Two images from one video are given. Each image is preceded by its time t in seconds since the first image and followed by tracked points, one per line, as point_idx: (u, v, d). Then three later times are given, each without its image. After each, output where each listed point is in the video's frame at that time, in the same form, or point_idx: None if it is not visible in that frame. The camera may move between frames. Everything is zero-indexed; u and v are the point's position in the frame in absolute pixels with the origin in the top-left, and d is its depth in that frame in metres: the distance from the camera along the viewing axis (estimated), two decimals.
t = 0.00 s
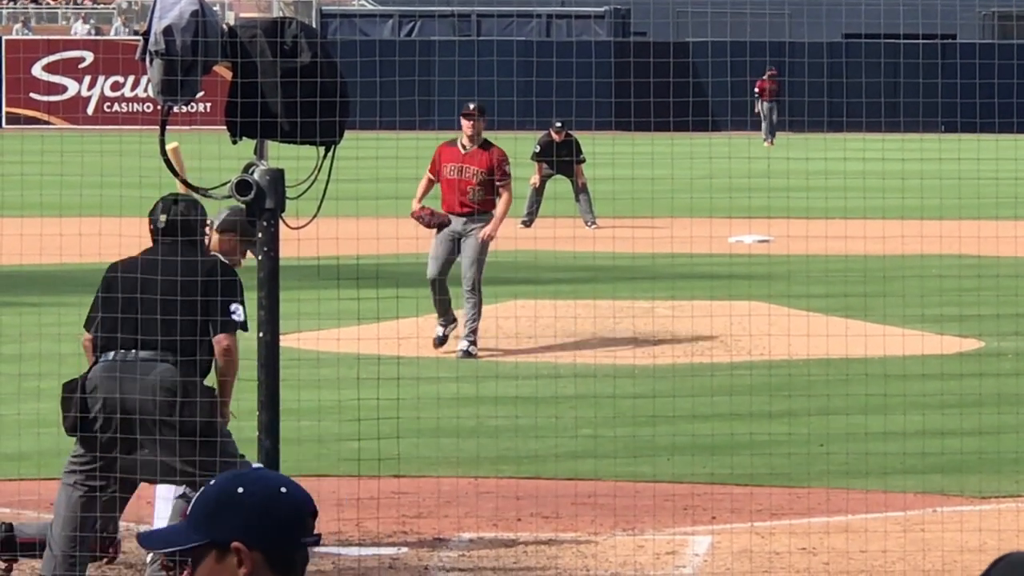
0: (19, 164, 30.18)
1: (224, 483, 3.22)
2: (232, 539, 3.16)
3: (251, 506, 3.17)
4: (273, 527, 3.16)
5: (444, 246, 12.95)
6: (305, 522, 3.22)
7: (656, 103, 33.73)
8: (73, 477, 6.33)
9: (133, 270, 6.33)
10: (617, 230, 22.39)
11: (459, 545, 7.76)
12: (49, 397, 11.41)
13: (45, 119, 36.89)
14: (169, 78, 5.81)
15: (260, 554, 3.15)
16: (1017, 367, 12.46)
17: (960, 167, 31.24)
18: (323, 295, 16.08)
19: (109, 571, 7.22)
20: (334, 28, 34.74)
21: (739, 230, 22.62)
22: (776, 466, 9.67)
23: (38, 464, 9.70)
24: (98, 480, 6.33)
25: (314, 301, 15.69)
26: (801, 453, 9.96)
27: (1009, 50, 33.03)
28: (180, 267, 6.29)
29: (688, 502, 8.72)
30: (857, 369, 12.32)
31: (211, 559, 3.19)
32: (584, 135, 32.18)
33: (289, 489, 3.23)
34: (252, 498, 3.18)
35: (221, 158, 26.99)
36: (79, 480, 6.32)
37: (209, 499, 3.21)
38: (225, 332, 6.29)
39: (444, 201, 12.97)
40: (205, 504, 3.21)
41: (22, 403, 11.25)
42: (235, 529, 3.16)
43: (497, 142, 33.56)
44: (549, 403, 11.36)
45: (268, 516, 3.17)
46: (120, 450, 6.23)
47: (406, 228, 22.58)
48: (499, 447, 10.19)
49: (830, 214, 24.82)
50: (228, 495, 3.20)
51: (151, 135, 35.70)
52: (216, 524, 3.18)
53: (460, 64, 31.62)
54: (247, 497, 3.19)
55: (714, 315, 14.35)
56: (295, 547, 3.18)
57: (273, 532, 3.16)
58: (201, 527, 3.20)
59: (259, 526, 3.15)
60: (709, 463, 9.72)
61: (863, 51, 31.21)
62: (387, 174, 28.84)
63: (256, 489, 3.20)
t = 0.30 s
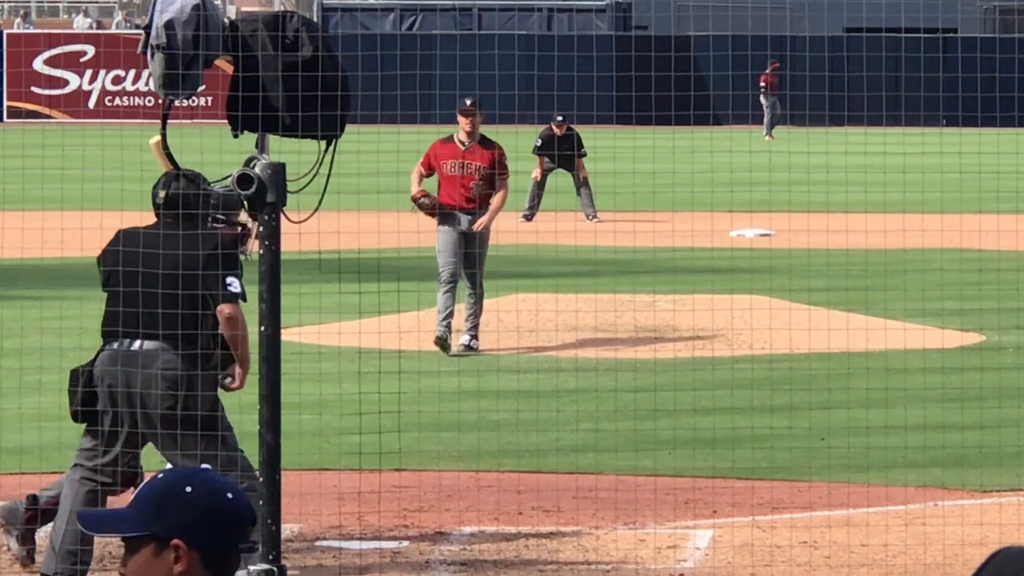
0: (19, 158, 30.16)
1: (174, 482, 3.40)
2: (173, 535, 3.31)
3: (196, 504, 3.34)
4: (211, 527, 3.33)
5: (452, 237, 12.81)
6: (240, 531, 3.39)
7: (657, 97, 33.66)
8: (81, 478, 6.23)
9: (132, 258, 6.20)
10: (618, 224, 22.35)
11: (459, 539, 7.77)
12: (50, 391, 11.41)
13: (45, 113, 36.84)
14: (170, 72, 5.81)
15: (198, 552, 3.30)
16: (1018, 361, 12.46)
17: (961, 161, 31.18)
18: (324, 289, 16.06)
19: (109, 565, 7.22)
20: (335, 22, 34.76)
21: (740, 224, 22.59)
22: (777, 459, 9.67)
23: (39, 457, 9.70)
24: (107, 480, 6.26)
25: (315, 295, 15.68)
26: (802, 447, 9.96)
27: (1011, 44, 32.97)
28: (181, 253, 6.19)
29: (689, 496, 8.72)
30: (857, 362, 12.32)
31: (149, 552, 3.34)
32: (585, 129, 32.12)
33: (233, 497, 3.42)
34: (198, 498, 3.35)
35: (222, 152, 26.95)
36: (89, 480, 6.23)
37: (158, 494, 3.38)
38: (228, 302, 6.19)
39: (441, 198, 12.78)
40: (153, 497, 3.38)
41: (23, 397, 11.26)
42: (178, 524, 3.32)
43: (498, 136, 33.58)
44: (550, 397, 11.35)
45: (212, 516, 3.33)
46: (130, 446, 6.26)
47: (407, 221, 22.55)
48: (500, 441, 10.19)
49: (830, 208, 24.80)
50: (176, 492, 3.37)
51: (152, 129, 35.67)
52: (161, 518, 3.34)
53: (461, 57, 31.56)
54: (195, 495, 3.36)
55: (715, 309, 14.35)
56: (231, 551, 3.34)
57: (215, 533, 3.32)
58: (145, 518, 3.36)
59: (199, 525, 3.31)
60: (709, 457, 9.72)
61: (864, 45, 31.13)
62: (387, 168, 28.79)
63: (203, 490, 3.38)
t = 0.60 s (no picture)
0: (18, 154, 30.16)
1: (40, 489, 2.95)
2: (41, 545, 2.89)
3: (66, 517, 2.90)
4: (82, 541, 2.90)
5: (449, 234, 12.66)
6: (112, 543, 2.98)
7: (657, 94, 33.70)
8: (88, 476, 6.26)
9: (133, 253, 6.25)
10: (618, 220, 22.38)
11: (459, 534, 7.77)
12: (49, 387, 11.42)
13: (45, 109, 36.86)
14: (170, 67, 5.79)
15: (66, 564, 2.89)
16: (1018, 357, 12.46)
17: (961, 156, 31.21)
18: (323, 284, 16.09)
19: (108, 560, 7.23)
20: (335, 18, 34.77)
21: (741, 219, 22.63)
22: (776, 455, 9.68)
23: (38, 453, 9.70)
24: (116, 478, 6.29)
25: (314, 290, 15.69)
26: (802, 443, 9.96)
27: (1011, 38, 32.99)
28: (180, 247, 6.14)
29: (689, 492, 8.73)
30: (857, 358, 12.32)
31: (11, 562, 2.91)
32: (584, 125, 32.16)
33: (104, 507, 2.98)
34: (67, 508, 2.92)
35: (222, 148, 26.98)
36: (95, 479, 6.25)
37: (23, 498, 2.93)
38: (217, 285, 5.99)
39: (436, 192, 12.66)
40: (16, 503, 2.93)
41: (22, 392, 11.26)
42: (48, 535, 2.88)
43: (498, 132, 33.60)
44: (549, 392, 11.36)
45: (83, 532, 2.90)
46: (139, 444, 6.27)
47: (407, 217, 22.56)
48: (500, 436, 10.19)
49: (830, 204, 24.84)
50: (45, 500, 2.92)
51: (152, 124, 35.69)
52: (28, 527, 2.90)
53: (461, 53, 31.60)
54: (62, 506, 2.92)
55: (714, 304, 14.36)
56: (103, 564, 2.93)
57: (88, 547, 2.91)
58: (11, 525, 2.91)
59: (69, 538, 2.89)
60: (709, 452, 9.72)
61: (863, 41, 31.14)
62: (387, 163, 28.81)
63: (74, 498, 2.93)
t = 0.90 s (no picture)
0: (18, 151, 30.17)
1: None
2: None
3: None
4: None
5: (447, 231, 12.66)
6: None
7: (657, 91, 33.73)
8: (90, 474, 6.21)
9: (134, 251, 6.25)
10: (617, 217, 22.41)
11: (459, 531, 7.77)
12: (49, 384, 11.43)
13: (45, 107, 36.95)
14: (170, 65, 5.80)
15: None
16: (1018, 354, 12.47)
17: (960, 153, 31.24)
18: (323, 281, 16.10)
19: (108, 558, 7.20)
20: (334, 15, 34.76)
21: (740, 217, 22.65)
22: (776, 453, 9.67)
23: (38, 451, 9.70)
24: (118, 479, 6.21)
25: (314, 288, 15.70)
26: (802, 440, 9.96)
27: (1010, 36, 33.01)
28: (181, 245, 6.15)
29: (689, 489, 8.73)
30: (857, 356, 12.32)
31: None
32: (584, 122, 32.19)
33: None
34: None
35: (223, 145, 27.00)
36: (97, 479, 6.18)
37: None
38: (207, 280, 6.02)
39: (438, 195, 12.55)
40: None
41: (22, 390, 11.27)
42: None
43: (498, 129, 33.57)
44: (549, 390, 11.37)
45: None
46: (140, 443, 6.22)
47: (407, 215, 22.58)
48: (500, 434, 10.19)
49: (830, 201, 24.86)
50: None
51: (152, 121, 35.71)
52: None
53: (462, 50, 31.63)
54: None
55: (714, 302, 14.36)
56: None
57: None
58: None
59: None
60: (708, 450, 9.72)
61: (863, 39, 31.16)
62: (387, 161, 28.82)
63: None
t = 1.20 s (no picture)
0: (20, 145, 30.16)
1: None
2: None
3: None
4: None
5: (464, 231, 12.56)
6: None
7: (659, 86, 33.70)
8: (93, 469, 6.19)
9: (135, 243, 6.24)
10: (620, 211, 22.37)
11: (462, 526, 7.77)
12: (53, 379, 11.43)
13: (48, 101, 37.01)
14: (172, 59, 5.80)
15: None
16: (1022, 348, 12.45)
17: (961, 147, 31.17)
18: (325, 276, 16.08)
19: (111, 553, 7.20)
20: (337, 9, 34.75)
21: (743, 211, 22.60)
22: (779, 447, 9.68)
23: (41, 446, 9.71)
24: (122, 474, 6.21)
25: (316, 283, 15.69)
26: (805, 434, 9.96)
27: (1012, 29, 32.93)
28: (182, 240, 6.17)
29: (692, 483, 8.73)
30: (860, 350, 12.31)
31: None
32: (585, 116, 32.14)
33: None
34: None
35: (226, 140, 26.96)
36: (101, 475, 6.17)
37: None
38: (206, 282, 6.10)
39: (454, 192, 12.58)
40: None
41: (25, 385, 11.27)
42: None
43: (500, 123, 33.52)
44: (553, 384, 11.36)
45: None
46: (144, 438, 6.23)
47: (409, 209, 22.55)
48: (503, 428, 10.19)
49: (832, 195, 24.81)
50: None
51: (154, 116, 35.71)
52: None
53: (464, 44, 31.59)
54: None
55: (716, 296, 14.35)
56: None
57: None
58: None
59: None
60: (712, 444, 9.71)
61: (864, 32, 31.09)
62: (389, 156, 28.77)
63: None
